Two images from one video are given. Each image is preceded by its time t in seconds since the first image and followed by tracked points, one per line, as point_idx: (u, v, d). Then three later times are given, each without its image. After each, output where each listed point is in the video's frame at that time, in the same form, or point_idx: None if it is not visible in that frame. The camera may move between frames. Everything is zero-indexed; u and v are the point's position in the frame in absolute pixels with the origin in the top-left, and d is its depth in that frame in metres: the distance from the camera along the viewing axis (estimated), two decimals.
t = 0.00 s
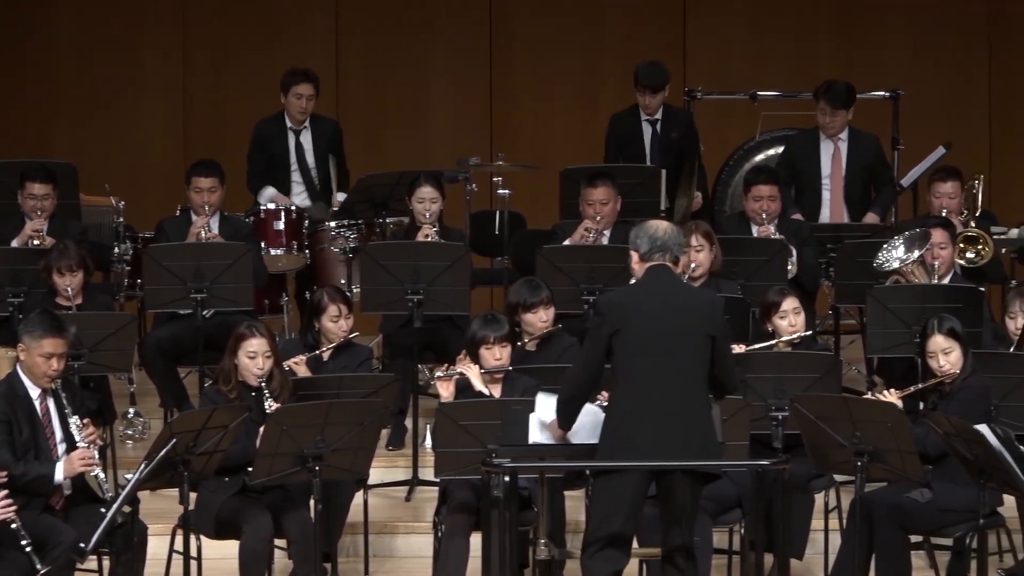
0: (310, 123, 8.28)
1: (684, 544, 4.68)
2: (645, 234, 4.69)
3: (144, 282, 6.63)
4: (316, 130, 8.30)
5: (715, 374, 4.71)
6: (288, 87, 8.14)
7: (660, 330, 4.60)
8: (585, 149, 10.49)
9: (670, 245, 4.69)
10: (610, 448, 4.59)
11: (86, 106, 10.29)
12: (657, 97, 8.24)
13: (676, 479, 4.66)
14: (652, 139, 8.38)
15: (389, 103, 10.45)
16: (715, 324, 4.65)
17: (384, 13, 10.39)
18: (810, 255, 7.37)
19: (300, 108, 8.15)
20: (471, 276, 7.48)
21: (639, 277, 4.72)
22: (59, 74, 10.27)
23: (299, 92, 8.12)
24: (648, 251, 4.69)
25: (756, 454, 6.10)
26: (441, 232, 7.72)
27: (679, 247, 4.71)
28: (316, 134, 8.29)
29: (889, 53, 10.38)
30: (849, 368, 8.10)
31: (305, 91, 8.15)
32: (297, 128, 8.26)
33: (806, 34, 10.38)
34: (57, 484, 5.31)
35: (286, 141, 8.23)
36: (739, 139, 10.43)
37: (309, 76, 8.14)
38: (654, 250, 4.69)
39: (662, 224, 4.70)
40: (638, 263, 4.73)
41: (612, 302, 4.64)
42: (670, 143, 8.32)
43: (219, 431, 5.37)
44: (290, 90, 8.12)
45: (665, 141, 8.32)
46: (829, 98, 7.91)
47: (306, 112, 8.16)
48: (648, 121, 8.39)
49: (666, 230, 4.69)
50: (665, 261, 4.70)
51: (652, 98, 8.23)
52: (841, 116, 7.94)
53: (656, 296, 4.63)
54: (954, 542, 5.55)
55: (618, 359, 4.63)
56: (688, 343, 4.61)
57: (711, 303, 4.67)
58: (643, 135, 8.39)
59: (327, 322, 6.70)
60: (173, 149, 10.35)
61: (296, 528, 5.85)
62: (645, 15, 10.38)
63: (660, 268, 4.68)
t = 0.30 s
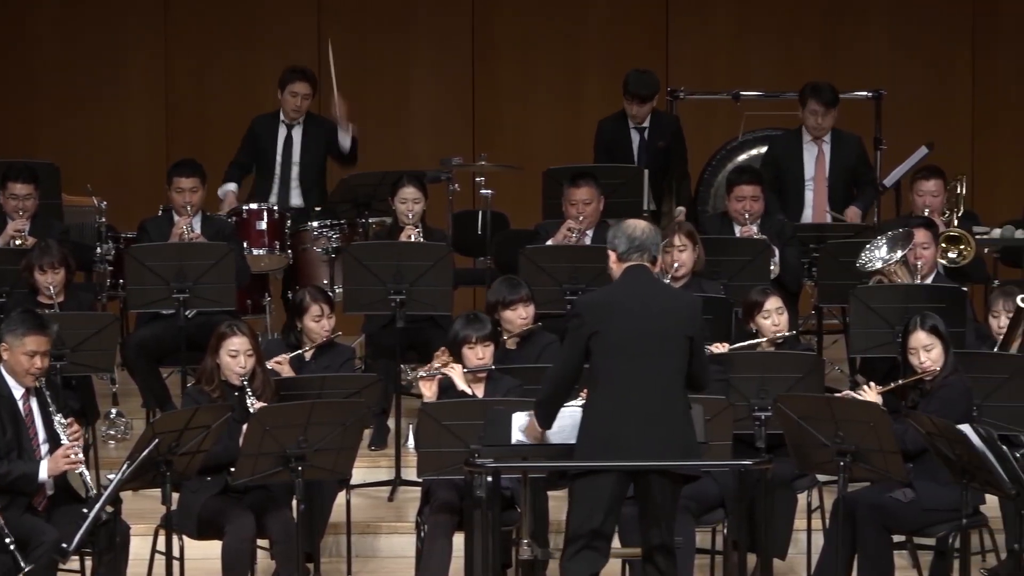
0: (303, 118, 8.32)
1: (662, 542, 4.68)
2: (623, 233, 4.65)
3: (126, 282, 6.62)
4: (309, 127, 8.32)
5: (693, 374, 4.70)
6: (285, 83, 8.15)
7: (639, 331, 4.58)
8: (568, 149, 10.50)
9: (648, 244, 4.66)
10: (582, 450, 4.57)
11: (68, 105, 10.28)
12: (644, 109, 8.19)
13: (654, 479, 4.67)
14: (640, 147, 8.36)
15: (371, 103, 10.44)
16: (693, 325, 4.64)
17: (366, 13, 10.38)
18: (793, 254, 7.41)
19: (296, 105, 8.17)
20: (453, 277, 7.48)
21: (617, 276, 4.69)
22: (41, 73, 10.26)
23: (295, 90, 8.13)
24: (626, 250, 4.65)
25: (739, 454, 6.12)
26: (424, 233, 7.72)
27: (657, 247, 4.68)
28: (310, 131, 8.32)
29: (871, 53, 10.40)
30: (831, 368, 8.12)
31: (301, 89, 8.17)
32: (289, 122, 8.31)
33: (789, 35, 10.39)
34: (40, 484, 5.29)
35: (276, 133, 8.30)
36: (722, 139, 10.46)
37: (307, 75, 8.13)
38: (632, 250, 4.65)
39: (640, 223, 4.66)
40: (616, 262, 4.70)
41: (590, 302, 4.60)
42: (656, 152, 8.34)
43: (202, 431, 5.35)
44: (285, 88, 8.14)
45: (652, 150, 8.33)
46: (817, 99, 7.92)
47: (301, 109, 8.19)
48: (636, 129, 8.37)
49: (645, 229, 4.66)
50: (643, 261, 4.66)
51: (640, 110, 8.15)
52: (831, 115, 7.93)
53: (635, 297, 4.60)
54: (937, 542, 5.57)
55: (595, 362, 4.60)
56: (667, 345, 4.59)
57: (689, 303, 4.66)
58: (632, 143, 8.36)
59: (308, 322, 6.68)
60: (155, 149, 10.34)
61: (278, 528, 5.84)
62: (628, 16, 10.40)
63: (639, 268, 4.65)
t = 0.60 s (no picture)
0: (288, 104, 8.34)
1: (638, 540, 4.65)
2: (591, 235, 4.61)
3: (107, 282, 6.61)
4: (294, 112, 8.33)
5: (664, 377, 4.62)
6: (271, 70, 8.17)
7: (609, 333, 4.52)
8: (549, 149, 10.51)
9: (618, 246, 4.61)
10: (553, 450, 4.49)
11: (49, 105, 10.28)
12: (625, 115, 8.20)
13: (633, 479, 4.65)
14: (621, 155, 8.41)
15: (353, 103, 10.44)
16: (665, 327, 4.58)
17: (348, 12, 10.39)
18: (774, 254, 7.43)
19: (282, 91, 8.19)
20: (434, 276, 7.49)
21: (587, 279, 4.64)
22: (22, 73, 10.25)
23: (282, 76, 8.15)
24: (595, 252, 4.61)
25: (719, 454, 6.14)
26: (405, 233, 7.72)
27: (627, 248, 4.63)
28: (295, 113, 8.34)
29: (850, 53, 10.43)
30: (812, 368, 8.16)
31: (287, 76, 8.18)
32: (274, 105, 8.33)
33: (769, 35, 10.42)
34: (20, 486, 5.29)
35: (260, 116, 8.32)
36: (702, 139, 10.49)
37: (293, 62, 8.17)
38: (601, 252, 4.60)
39: (609, 225, 4.62)
40: (585, 264, 4.65)
41: (559, 305, 4.55)
42: (638, 159, 8.37)
43: (182, 431, 5.35)
44: (273, 73, 8.16)
45: (633, 157, 8.36)
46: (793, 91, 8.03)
47: (287, 95, 8.22)
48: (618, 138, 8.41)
49: (614, 231, 4.61)
50: (613, 264, 4.61)
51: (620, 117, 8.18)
52: (805, 108, 8.04)
53: (605, 299, 4.54)
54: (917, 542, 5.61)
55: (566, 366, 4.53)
56: (636, 347, 4.52)
57: (661, 306, 4.60)
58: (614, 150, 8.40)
59: (289, 321, 6.69)
60: (136, 149, 10.35)
61: (259, 528, 5.83)
62: (610, 15, 10.42)
63: (607, 269, 4.60)
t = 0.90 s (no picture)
0: (268, 105, 8.29)
1: (612, 541, 4.60)
2: (552, 236, 4.58)
3: (87, 283, 6.59)
4: (274, 113, 8.30)
5: (629, 378, 4.59)
6: (252, 69, 8.11)
7: (571, 334, 4.49)
8: (528, 149, 10.52)
9: (578, 245, 4.59)
10: (518, 448, 4.48)
11: (30, 104, 10.28)
12: (606, 117, 8.22)
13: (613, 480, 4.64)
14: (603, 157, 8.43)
15: (333, 103, 10.46)
16: (628, 330, 4.55)
17: (329, 12, 10.40)
18: (754, 254, 7.47)
19: (264, 91, 8.15)
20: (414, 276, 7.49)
21: (549, 279, 4.62)
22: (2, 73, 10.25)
23: (262, 77, 8.11)
24: (555, 253, 4.59)
25: (700, 454, 6.17)
26: (385, 233, 7.72)
27: (587, 248, 4.61)
28: (274, 116, 8.29)
29: (828, 53, 10.47)
30: (791, 368, 8.19)
31: (268, 75, 8.14)
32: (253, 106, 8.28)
33: (749, 35, 10.44)
34: None
35: (239, 118, 8.28)
36: (683, 139, 10.51)
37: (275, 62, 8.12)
38: (562, 252, 4.58)
39: (570, 224, 4.59)
40: (546, 264, 4.63)
41: (521, 308, 4.53)
42: (620, 162, 8.39)
43: (162, 431, 5.33)
44: (253, 73, 8.11)
45: (615, 159, 8.38)
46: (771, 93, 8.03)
47: (267, 95, 8.18)
48: (601, 139, 8.41)
49: (574, 231, 4.59)
50: (574, 264, 4.59)
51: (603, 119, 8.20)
52: (788, 107, 8.03)
53: (567, 300, 4.53)
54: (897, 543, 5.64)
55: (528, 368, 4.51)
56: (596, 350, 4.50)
57: (623, 307, 4.58)
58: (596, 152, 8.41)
59: (269, 322, 6.67)
60: (116, 148, 10.35)
61: (238, 528, 5.82)
62: (591, 15, 10.43)
63: (569, 270, 4.58)
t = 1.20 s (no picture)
0: (242, 106, 8.28)
1: (579, 535, 4.49)
2: (510, 237, 4.47)
3: (68, 283, 6.58)
4: (249, 115, 8.28)
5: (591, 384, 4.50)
6: (224, 69, 8.09)
7: (529, 340, 4.39)
8: (508, 150, 10.53)
9: (537, 245, 4.47)
10: (482, 449, 4.38)
11: (11, 105, 10.28)
12: (587, 113, 8.24)
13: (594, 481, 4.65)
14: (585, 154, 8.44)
15: (314, 104, 10.47)
16: (589, 335, 4.45)
17: (309, 11, 10.41)
18: (735, 254, 7.48)
19: (237, 91, 8.13)
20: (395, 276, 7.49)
21: (509, 281, 4.52)
22: None
23: (236, 76, 8.09)
24: (515, 253, 4.47)
25: (680, 454, 6.19)
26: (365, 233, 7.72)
27: (547, 247, 4.49)
28: (248, 118, 8.27)
29: (808, 53, 10.50)
30: (772, 368, 8.23)
31: (241, 75, 8.12)
32: (229, 109, 8.25)
33: (729, 35, 10.48)
34: None
35: (213, 120, 8.24)
36: (664, 139, 10.54)
37: (247, 61, 8.09)
38: (520, 254, 4.47)
39: (527, 223, 4.48)
40: (506, 265, 4.52)
41: (477, 315, 4.41)
42: (602, 160, 8.41)
43: (143, 431, 5.32)
44: (226, 73, 8.08)
45: (598, 158, 8.40)
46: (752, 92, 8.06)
47: (241, 95, 8.15)
48: (582, 137, 8.44)
49: (532, 231, 4.47)
50: (534, 265, 4.48)
51: (585, 113, 8.23)
52: (766, 105, 8.07)
53: (523, 307, 4.42)
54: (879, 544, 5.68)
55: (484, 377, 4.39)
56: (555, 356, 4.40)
57: (584, 311, 4.48)
58: (577, 150, 8.44)
59: (249, 322, 6.67)
60: (96, 149, 10.34)
61: (219, 528, 5.81)
62: (572, 14, 10.45)
63: (528, 272, 4.48)
